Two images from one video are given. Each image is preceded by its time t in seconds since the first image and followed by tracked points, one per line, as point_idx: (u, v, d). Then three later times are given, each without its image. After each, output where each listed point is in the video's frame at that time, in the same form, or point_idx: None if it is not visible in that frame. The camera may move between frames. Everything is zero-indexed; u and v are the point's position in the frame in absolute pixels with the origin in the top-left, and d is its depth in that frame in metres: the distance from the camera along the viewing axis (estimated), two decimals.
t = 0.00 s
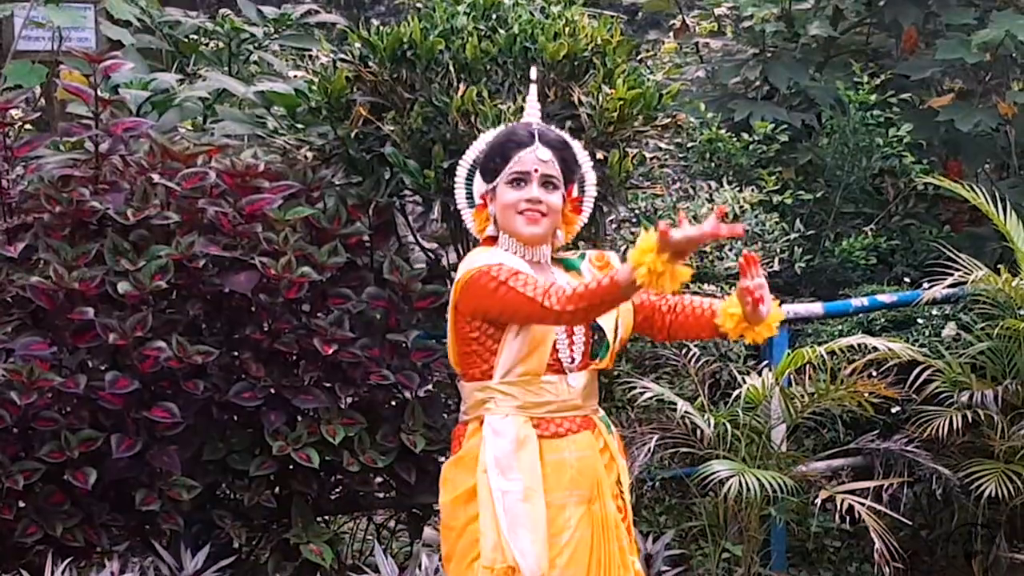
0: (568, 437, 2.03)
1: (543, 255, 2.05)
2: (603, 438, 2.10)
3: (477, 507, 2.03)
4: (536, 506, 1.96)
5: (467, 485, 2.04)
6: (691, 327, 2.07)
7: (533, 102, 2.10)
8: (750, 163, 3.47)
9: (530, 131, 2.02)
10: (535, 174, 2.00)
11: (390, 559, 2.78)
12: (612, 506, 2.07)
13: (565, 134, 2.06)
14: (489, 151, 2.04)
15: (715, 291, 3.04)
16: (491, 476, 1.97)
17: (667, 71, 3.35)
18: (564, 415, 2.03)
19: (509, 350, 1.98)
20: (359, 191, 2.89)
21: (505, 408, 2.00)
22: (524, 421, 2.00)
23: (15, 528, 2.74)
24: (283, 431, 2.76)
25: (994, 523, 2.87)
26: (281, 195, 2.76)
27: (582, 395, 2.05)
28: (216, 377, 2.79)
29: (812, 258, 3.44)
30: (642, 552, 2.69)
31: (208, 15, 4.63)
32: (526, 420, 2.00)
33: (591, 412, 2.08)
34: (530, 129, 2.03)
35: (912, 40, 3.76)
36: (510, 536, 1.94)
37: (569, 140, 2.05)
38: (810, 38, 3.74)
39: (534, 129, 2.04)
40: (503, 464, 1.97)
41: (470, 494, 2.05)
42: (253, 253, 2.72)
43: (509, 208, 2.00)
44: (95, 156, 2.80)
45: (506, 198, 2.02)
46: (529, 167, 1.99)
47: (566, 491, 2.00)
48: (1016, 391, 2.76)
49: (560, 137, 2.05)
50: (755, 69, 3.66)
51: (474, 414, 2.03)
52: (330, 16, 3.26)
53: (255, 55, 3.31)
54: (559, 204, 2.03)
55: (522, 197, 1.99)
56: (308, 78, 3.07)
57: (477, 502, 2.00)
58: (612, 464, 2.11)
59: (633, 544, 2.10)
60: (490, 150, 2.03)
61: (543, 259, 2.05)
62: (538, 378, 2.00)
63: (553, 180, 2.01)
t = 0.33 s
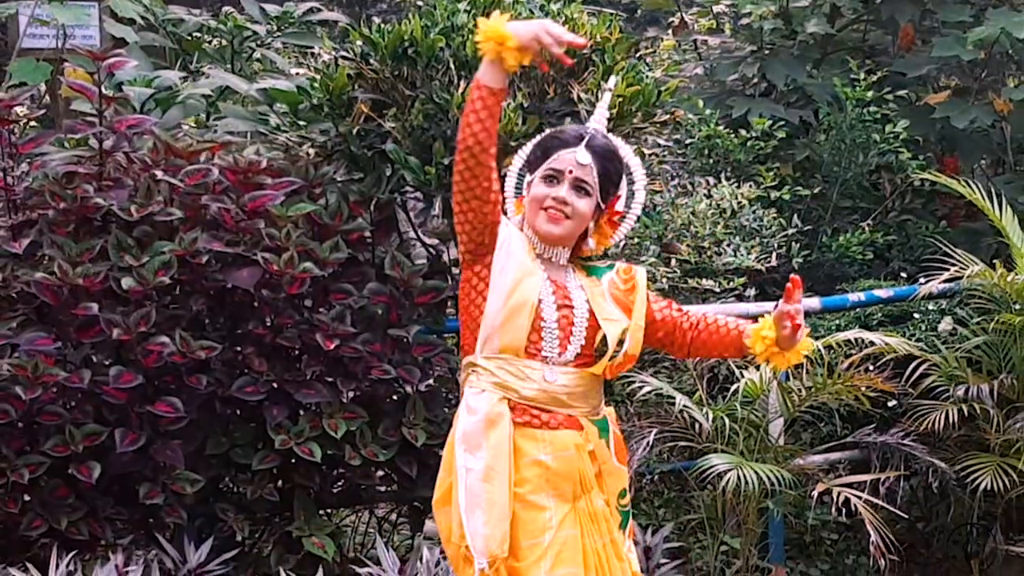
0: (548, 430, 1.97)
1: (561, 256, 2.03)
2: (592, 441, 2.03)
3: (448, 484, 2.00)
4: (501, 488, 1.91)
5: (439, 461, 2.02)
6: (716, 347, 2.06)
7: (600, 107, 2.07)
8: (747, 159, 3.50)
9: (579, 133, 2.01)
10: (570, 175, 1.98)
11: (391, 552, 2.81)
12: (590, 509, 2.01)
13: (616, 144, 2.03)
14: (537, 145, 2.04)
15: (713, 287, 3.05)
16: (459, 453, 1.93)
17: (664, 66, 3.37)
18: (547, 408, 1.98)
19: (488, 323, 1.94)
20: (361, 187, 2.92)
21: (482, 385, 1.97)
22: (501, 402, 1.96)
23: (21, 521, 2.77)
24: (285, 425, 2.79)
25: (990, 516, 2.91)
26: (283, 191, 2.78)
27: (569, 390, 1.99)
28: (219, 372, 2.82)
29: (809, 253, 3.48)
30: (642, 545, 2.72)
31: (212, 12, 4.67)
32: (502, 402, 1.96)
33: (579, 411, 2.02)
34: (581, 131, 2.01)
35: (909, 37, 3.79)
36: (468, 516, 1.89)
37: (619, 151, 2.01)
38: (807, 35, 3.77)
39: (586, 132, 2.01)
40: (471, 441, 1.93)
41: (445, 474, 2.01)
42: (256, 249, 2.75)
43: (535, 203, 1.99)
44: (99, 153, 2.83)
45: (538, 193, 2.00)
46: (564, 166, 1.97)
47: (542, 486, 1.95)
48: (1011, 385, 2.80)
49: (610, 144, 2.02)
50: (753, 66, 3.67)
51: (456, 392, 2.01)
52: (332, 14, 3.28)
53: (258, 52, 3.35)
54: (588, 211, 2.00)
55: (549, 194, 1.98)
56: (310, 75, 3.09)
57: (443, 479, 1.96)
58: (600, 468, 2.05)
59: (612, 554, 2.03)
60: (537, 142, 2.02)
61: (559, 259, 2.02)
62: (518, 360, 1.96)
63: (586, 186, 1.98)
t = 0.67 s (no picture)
0: (496, 420, 1.94)
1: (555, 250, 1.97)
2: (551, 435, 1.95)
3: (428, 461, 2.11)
4: (443, 474, 1.96)
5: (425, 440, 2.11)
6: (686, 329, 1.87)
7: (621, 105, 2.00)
8: (742, 157, 3.55)
9: (587, 127, 1.95)
10: (568, 169, 1.93)
11: (392, 544, 2.86)
12: (537, 505, 1.95)
13: (624, 142, 1.95)
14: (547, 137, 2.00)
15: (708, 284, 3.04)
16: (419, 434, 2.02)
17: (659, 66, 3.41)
18: (500, 397, 1.95)
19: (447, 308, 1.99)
20: (362, 186, 2.98)
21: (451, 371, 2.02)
22: (461, 389, 1.99)
23: (28, 514, 2.82)
24: (288, 420, 2.84)
25: (981, 508, 2.95)
26: (286, 190, 2.83)
27: (522, 380, 1.94)
28: (222, 367, 2.87)
29: (803, 250, 3.53)
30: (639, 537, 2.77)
31: (214, 12, 4.72)
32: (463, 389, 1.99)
33: (539, 403, 1.95)
34: (589, 126, 1.95)
35: (900, 38, 3.82)
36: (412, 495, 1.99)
37: (625, 149, 1.94)
38: (801, 36, 3.82)
39: (595, 128, 1.95)
40: (430, 426, 2.00)
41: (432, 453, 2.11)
42: (259, 246, 2.80)
43: (532, 194, 1.96)
44: (105, 152, 2.88)
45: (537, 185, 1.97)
46: (564, 160, 1.93)
47: (484, 477, 1.96)
48: (1000, 379, 2.85)
49: (618, 141, 1.95)
50: (747, 66, 3.71)
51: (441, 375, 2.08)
52: (334, 15, 3.33)
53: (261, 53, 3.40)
54: (583, 208, 1.94)
55: (545, 186, 1.94)
56: (312, 75, 3.14)
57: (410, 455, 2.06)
58: (560, 464, 1.96)
59: (554, 556, 1.95)
60: (546, 135, 1.98)
61: (547, 251, 1.97)
62: (473, 348, 1.97)
63: (583, 182, 1.93)
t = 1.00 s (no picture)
0: (460, 417, 2.03)
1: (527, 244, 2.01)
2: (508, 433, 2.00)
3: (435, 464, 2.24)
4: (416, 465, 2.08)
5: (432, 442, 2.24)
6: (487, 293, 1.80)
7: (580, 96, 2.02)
8: (737, 156, 3.64)
9: (543, 122, 1.97)
10: (526, 166, 1.96)
11: (396, 533, 2.94)
12: (485, 499, 2.00)
13: (582, 134, 1.97)
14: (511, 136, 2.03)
15: (704, 279, 3.19)
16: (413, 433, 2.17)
17: (658, 66, 3.49)
18: (467, 395, 2.04)
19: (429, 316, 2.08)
20: (367, 184, 3.05)
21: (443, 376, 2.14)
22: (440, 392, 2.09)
23: (42, 503, 2.90)
24: (295, 411, 2.91)
25: (970, 497, 3.02)
26: (293, 188, 2.91)
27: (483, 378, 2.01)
28: (231, 360, 2.94)
29: (796, 246, 3.62)
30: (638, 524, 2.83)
31: (220, 14, 4.81)
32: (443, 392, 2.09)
33: (500, 401, 2.01)
34: (546, 120, 1.97)
35: (891, 40, 3.89)
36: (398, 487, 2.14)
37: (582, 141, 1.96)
38: (794, 38, 3.89)
39: (553, 121, 1.97)
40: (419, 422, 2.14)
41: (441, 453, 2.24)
42: (267, 243, 2.88)
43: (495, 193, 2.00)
44: (117, 151, 2.95)
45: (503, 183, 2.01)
46: (521, 157, 1.96)
47: (445, 469, 2.04)
48: (989, 372, 2.93)
49: (576, 132, 1.97)
50: (741, 68, 3.80)
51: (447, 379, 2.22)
52: (339, 18, 3.41)
53: (269, 55, 3.46)
54: (545, 201, 1.96)
55: (505, 184, 1.97)
56: (318, 76, 3.22)
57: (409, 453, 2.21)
58: (514, 461, 2.00)
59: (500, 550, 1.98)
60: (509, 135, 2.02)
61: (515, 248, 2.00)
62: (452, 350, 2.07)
63: (541, 176, 1.95)
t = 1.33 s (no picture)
0: (447, 430, 2.03)
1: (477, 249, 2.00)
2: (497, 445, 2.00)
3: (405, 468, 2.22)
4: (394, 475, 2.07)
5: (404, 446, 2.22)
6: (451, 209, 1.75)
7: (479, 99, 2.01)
8: (730, 153, 3.74)
9: (452, 132, 1.96)
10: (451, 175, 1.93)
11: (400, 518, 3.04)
12: (466, 511, 2.00)
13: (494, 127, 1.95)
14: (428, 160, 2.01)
15: (699, 273, 3.32)
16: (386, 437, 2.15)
17: (654, 67, 3.57)
18: (451, 408, 2.04)
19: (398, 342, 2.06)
20: (372, 181, 3.15)
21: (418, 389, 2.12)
22: (420, 403, 2.08)
23: (56, 490, 2.99)
24: (302, 401, 3.00)
25: (956, 486, 3.09)
26: (300, 184, 2.99)
27: (469, 393, 2.01)
28: (239, 351, 3.04)
29: (788, 241, 3.72)
30: (632, 511, 2.95)
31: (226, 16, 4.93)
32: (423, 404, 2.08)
33: (488, 415, 2.01)
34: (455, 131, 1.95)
35: (880, 40, 3.97)
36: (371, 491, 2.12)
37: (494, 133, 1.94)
38: (786, 38, 3.99)
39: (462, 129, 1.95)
40: (390, 431, 2.11)
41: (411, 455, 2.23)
42: (274, 237, 2.97)
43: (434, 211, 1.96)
44: (129, 148, 3.05)
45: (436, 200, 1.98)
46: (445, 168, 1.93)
47: (426, 477, 2.04)
48: (975, 363, 3.02)
49: (485, 129, 1.96)
50: (735, 68, 3.89)
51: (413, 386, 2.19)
52: (345, 19, 3.49)
53: (277, 55, 3.54)
54: (484, 197, 1.93)
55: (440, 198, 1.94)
56: (324, 76, 3.31)
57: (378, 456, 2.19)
58: (498, 473, 2.01)
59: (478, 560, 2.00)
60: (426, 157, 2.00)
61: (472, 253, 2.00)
62: (431, 366, 2.06)
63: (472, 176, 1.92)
